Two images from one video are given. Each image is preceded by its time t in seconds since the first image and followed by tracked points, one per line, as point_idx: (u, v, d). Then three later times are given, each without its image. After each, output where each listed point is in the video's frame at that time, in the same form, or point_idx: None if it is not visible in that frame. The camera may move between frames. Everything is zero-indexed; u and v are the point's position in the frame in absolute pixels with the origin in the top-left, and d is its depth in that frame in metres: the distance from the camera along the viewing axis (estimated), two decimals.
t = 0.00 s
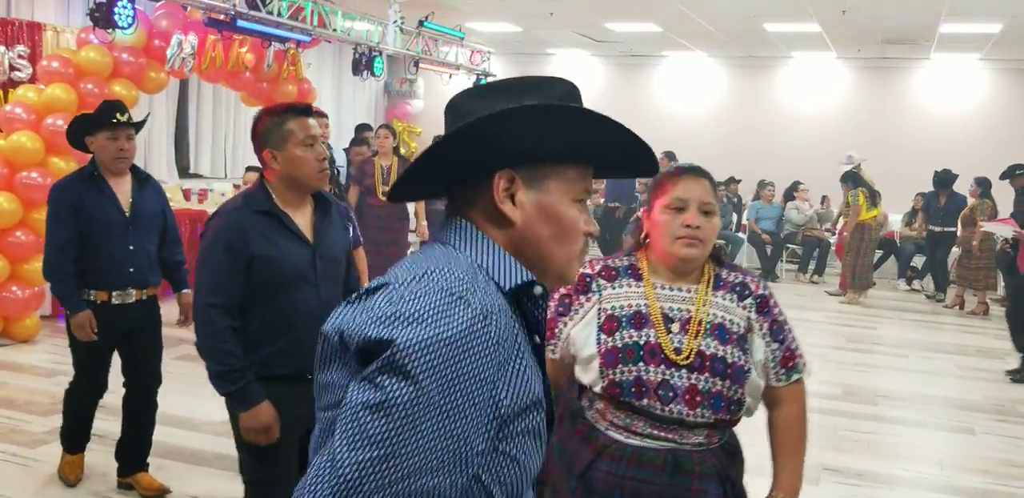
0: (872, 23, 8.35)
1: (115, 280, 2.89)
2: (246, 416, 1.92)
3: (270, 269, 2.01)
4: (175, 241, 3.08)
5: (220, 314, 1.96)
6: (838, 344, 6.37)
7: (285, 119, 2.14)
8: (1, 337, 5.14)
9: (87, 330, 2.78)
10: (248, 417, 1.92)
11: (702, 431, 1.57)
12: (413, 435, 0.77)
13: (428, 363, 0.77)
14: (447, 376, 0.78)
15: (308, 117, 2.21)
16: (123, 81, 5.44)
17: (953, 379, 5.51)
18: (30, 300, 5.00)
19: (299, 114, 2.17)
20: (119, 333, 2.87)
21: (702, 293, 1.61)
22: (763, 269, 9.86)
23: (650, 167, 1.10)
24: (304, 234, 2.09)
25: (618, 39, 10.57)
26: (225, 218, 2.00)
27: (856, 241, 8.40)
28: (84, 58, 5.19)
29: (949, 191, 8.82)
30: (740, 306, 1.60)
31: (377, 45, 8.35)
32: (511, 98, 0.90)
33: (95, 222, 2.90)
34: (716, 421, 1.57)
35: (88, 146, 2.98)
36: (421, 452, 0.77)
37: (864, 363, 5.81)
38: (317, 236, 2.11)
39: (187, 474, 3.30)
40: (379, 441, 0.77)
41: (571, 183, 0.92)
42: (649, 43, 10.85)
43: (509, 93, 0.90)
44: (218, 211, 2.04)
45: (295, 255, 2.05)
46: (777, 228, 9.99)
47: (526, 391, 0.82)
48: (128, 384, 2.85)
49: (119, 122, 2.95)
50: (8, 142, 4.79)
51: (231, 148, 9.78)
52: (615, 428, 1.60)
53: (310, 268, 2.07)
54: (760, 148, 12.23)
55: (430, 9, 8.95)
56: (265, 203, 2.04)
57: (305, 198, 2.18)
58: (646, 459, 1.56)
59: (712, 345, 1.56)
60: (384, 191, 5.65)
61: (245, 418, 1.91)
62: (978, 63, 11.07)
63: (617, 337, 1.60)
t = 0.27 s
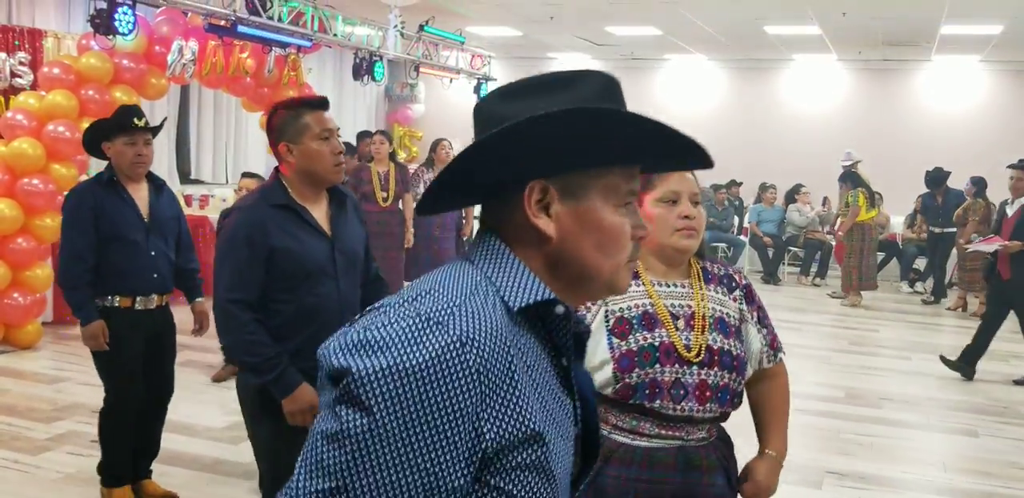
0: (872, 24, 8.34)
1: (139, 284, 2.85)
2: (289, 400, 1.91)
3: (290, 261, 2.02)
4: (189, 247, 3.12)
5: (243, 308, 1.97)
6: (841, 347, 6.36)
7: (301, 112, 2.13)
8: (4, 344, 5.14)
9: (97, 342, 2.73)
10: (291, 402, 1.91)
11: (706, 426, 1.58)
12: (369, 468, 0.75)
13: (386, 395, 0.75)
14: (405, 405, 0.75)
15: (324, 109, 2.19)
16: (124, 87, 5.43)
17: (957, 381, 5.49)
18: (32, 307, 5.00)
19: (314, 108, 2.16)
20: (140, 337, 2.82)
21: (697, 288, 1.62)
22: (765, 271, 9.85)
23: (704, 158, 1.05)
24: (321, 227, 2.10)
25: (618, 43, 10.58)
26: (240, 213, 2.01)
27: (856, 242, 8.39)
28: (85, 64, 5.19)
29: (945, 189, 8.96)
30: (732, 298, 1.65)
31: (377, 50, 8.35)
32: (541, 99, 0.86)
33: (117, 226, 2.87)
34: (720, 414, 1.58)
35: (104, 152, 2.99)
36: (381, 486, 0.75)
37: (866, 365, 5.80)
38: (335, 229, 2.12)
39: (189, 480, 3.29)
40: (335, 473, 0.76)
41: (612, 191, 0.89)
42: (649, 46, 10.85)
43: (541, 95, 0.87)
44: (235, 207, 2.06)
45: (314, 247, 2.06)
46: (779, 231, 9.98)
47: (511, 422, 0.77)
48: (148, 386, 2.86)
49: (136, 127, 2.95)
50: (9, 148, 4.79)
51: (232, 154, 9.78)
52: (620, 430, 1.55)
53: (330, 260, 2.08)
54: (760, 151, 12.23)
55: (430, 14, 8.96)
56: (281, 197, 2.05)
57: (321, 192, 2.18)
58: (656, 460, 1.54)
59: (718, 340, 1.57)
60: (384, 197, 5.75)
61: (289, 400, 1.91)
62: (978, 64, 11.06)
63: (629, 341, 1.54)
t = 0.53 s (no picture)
0: (871, 26, 8.34)
1: (140, 284, 2.88)
2: (271, 423, 1.87)
3: (290, 276, 1.98)
4: (191, 246, 3.14)
5: (241, 320, 1.91)
6: (840, 347, 6.37)
7: (304, 125, 2.12)
8: (4, 346, 5.15)
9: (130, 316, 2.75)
10: (274, 424, 1.87)
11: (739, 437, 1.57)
12: None
13: (366, 433, 0.67)
14: (392, 446, 0.66)
15: (328, 124, 2.18)
16: (124, 91, 5.43)
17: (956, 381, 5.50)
18: (33, 310, 5.01)
19: (317, 121, 2.15)
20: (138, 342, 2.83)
21: (709, 304, 1.60)
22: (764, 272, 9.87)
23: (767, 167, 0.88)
24: (322, 241, 2.06)
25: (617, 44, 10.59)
26: (239, 226, 1.96)
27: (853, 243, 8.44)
28: (85, 67, 5.20)
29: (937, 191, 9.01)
30: (731, 310, 1.66)
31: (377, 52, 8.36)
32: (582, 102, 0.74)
33: (118, 225, 2.87)
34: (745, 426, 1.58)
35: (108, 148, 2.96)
36: None
37: (865, 366, 5.81)
38: (337, 244, 2.08)
39: (190, 483, 3.30)
40: None
41: (657, 205, 0.76)
42: (648, 48, 10.86)
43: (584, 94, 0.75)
44: (234, 219, 2.01)
45: (316, 262, 2.02)
46: (778, 232, 10.00)
47: (510, 467, 0.66)
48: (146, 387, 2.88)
49: (139, 124, 2.91)
50: (10, 151, 4.80)
51: (232, 156, 9.81)
52: (672, 454, 1.51)
53: (331, 276, 2.04)
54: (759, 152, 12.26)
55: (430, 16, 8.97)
56: (283, 210, 2.01)
57: (323, 206, 2.14)
58: (713, 477, 1.53)
59: (742, 353, 1.57)
60: (372, 199, 5.85)
61: (273, 424, 1.87)
62: (978, 65, 11.07)
63: (682, 368, 1.50)
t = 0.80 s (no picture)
0: (872, 27, 8.34)
1: (132, 290, 2.87)
2: (227, 424, 1.84)
3: (264, 272, 1.95)
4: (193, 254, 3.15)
5: (206, 316, 1.88)
6: (840, 348, 6.37)
7: (293, 120, 2.11)
8: (5, 349, 5.16)
9: (80, 348, 2.76)
10: (229, 425, 1.84)
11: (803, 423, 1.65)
12: None
13: (455, 456, 0.64)
14: (480, 469, 0.63)
15: (318, 119, 2.18)
16: (125, 93, 5.43)
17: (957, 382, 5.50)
18: (33, 312, 5.01)
19: (307, 116, 2.15)
20: (129, 348, 2.84)
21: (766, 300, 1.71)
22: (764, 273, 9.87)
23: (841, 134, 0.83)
24: (305, 239, 2.03)
25: (618, 46, 10.59)
26: (215, 217, 1.93)
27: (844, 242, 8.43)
28: (85, 69, 5.20)
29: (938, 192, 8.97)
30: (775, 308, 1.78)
31: (377, 54, 8.36)
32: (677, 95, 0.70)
33: (114, 231, 2.89)
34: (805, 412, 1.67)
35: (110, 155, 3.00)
36: None
37: (865, 367, 5.81)
38: (319, 242, 2.06)
39: (191, 485, 3.30)
40: None
41: (749, 199, 0.71)
42: (649, 49, 10.86)
43: (670, 87, 0.71)
44: (212, 209, 1.98)
45: (294, 258, 1.99)
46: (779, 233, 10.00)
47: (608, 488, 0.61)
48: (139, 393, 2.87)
49: (141, 130, 2.96)
50: (11, 154, 4.81)
51: (232, 158, 9.81)
52: (761, 451, 1.56)
53: (308, 274, 2.01)
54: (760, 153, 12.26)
55: (430, 18, 8.98)
56: (263, 204, 1.98)
57: (310, 203, 2.13)
58: (794, 467, 1.60)
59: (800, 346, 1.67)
60: (360, 199, 5.84)
61: (227, 426, 1.84)
62: (978, 66, 11.07)
63: (774, 363, 1.57)
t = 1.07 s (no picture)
0: (875, 27, 8.32)
1: (105, 298, 2.83)
2: (176, 433, 1.85)
3: (248, 277, 1.93)
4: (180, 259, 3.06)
5: (182, 318, 1.88)
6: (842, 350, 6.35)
7: (294, 122, 2.09)
8: (6, 351, 5.14)
9: (57, 351, 2.75)
10: (178, 434, 1.85)
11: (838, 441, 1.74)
12: None
13: None
14: None
15: (320, 121, 2.15)
16: (126, 94, 5.41)
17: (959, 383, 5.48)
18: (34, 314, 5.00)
19: (309, 119, 2.12)
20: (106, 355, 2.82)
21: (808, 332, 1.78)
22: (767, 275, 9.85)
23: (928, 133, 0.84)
24: (296, 245, 2.01)
25: (620, 47, 10.58)
26: (205, 218, 1.93)
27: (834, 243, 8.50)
28: (86, 71, 5.18)
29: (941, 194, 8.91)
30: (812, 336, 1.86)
31: (378, 55, 8.35)
32: (811, 141, 0.68)
33: (88, 235, 2.86)
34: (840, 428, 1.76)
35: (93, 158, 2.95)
36: None
37: (868, 368, 5.79)
38: (311, 249, 2.03)
39: (191, 487, 3.29)
40: None
41: (871, 245, 0.73)
42: (652, 50, 10.84)
43: (795, 124, 0.69)
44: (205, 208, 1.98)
45: (282, 266, 1.96)
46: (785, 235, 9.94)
47: None
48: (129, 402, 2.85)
49: (123, 132, 2.90)
50: (12, 156, 4.80)
51: (232, 160, 9.79)
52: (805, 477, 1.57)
53: (296, 282, 1.98)
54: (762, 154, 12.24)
55: (431, 19, 8.98)
56: (255, 207, 1.97)
57: (307, 208, 2.10)
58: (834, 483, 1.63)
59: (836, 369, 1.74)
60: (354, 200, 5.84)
61: (177, 435, 1.85)
62: (980, 66, 11.04)
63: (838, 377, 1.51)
